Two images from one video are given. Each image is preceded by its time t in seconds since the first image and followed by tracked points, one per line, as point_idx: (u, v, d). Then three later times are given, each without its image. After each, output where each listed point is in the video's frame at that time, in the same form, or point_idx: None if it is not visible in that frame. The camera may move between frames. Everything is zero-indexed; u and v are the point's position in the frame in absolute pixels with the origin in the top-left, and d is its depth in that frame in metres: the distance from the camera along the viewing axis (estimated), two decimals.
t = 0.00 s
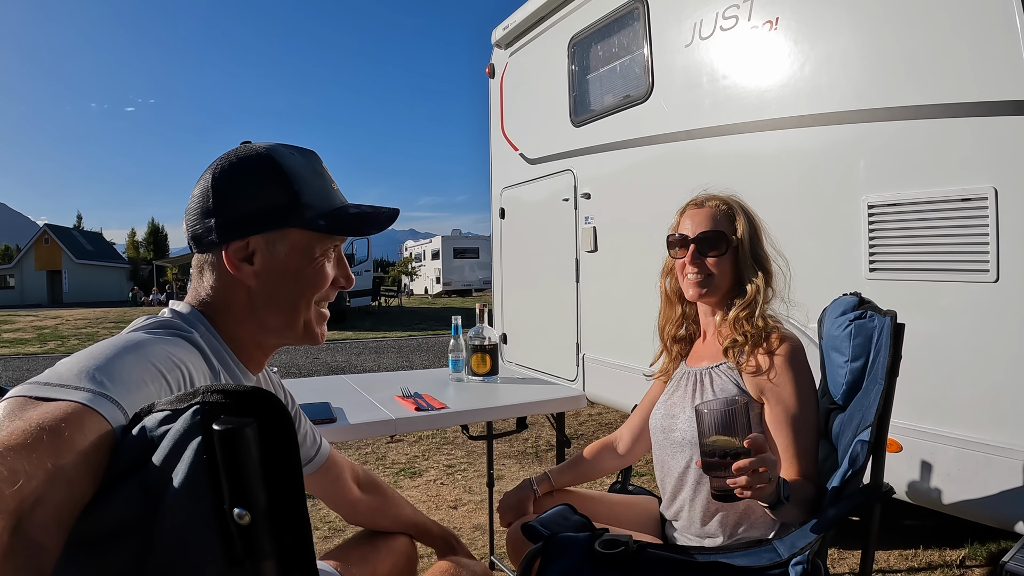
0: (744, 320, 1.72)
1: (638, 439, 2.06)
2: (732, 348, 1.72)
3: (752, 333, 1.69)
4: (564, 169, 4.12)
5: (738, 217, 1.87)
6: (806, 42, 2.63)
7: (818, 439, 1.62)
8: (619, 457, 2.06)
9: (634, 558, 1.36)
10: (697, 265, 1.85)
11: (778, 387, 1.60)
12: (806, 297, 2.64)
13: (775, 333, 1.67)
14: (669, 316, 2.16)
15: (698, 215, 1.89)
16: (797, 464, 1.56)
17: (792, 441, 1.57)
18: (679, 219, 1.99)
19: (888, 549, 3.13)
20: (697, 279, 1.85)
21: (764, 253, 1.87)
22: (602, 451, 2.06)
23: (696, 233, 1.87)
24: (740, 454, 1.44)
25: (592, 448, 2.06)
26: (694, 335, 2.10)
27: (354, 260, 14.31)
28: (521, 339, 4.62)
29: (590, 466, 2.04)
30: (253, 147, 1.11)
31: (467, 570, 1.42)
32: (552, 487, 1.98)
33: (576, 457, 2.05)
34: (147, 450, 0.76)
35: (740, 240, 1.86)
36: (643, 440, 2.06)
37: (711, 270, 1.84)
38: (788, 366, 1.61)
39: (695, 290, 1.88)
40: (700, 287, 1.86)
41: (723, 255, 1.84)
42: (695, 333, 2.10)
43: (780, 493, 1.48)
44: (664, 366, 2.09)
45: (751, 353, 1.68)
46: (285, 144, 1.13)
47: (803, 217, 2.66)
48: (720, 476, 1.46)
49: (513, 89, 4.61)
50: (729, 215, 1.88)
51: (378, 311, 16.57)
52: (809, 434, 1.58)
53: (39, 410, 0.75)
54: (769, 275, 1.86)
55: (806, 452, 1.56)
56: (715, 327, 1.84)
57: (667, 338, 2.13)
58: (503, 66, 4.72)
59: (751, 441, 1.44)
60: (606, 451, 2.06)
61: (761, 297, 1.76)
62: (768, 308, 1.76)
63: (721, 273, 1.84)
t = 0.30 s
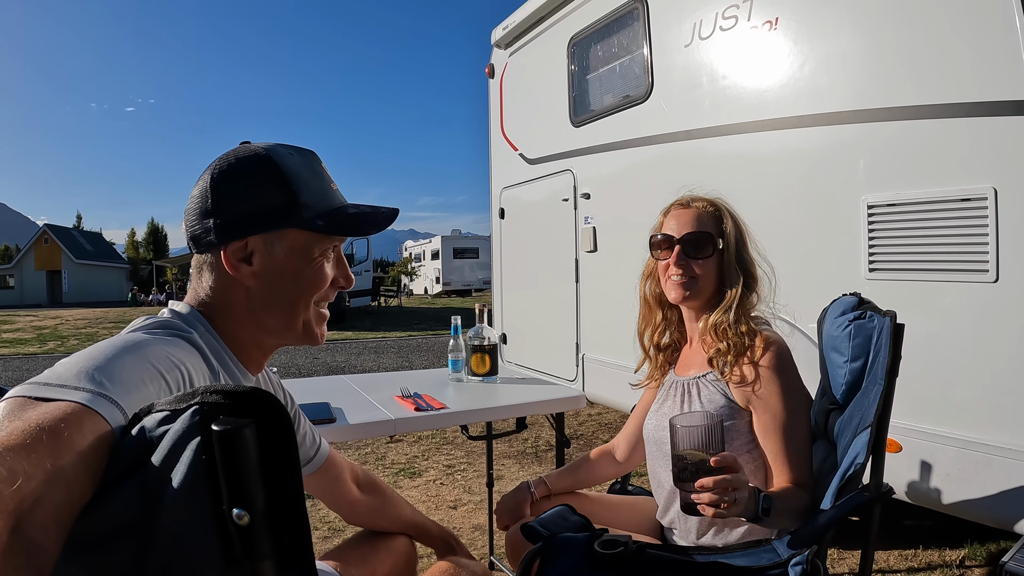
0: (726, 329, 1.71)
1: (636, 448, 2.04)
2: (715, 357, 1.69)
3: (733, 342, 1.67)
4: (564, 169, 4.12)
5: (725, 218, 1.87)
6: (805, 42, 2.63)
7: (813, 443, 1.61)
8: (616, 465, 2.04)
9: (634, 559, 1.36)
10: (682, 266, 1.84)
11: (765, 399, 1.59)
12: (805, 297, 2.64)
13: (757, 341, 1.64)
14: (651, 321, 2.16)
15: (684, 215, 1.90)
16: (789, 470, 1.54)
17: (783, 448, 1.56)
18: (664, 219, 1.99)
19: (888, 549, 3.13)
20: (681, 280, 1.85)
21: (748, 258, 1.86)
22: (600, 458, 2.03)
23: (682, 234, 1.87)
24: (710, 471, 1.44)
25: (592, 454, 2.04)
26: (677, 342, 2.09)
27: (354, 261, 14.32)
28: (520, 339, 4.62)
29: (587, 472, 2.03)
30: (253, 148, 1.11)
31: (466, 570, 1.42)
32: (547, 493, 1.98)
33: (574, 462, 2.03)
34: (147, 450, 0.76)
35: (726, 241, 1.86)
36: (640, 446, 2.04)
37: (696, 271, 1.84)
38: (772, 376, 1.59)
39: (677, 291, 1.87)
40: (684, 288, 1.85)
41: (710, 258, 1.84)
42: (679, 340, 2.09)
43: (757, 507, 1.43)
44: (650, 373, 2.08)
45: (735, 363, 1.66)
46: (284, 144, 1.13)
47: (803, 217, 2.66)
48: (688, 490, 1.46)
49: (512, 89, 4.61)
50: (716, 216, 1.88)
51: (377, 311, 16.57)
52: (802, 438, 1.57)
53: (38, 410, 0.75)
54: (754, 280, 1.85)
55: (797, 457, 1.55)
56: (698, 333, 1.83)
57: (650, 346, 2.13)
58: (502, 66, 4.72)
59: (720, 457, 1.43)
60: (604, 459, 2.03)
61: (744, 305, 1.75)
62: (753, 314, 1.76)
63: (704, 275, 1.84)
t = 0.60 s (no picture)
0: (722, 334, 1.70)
1: (636, 451, 2.03)
2: (711, 363, 1.69)
3: (728, 347, 1.66)
4: (563, 169, 4.12)
5: (725, 224, 1.88)
6: (805, 42, 2.63)
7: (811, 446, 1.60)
8: (616, 468, 2.03)
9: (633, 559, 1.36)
10: (685, 273, 1.81)
11: (760, 405, 1.59)
12: (805, 297, 2.64)
13: (753, 345, 1.64)
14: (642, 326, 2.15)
15: (682, 219, 1.88)
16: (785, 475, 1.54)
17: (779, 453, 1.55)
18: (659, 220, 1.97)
19: (887, 549, 3.13)
20: (683, 288, 1.82)
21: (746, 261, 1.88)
22: (600, 461, 2.03)
23: (683, 238, 1.85)
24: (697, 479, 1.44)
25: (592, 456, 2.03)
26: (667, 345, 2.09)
27: (354, 261, 14.33)
28: (520, 339, 4.62)
29: (587, 474, 2.02)
30: (250, 148, 1.11)
31: (466, 570, 1.42)
32: (547, 494, 1.98)
33: (575, 463, 2.03)
34: (146, 452, 0.75)
35: (728, 247, 1.86)
36: (640, 449, 2.03)
37: (699, 279, 1.81)
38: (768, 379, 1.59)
39: (678, 300, 1.85)
40: (685, 297, 1.83)
41: (711, 265, 1.82)
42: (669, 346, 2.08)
43: (750, 511, 1.43)
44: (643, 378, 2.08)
45: (731, 369, 1.66)
46: (282, 144, 1.13)
47: (802, 217, 2.66)
48: (677, 497, 1.46)
49: (512, 89, 4.61)
50: (714, 219, 1.88)
51: (377, 311, 16.57)
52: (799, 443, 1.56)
53: (38, 411, 0.75)
54: (749, 282, 1.86)
55: (795, 459, 1.54)
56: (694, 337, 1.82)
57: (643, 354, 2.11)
58: (502, 66, 4.72)
59: (703, 464, 1.42)
60: (605, 463, 2.02)
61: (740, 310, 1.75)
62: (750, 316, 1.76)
63: (707, 282, 1.82)
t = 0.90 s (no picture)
0: (717, 342, 1.68)
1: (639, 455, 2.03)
2: (708, 371, 1.68)
3: (725, 355, 1.65)
4: (563, 169, 4.12)
5: (719, 226, 1.87)
6: (805, 42, 2.63)
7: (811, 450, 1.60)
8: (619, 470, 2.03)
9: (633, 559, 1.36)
10: (679, 276, 1.80)
11: (759, 416, 1.57)
12: (804, 297, 2.65)
13: (749, 353, 1.62)
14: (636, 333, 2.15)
15: (676, 221, 1.87)
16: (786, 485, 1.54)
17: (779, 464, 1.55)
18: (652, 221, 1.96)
19: (888, 549, 3.13)
20: (678, 293, 1.82)
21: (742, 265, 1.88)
22: (603, 462, 2.03)
23: (677, 241, 1.84)
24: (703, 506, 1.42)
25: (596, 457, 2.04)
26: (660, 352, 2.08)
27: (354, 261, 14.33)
28: (520, 339, 4.62)
29: (589, 475, 2.02)
30: (248, 147, 1.11)
31: (466, 570, 1.42)
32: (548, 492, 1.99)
33: (578, 463, 2.03)
34: (147, 451, 0.75)
35: (723, 250, 1.85)
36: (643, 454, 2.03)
37: (694, 283, 1.80)
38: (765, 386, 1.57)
39: (672, 305, 1.85)
40: (680, 301, 1.82)
41: (707, 267, 1.81)
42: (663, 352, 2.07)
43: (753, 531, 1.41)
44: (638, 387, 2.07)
45: (727, 378, 1.64)
46: (279, 143, 1.13)
47: (802, 217, 2.67)
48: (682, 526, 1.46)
49: (511, 89, 4.61)
50: (709, 221, 1.87)
51: (377, 311, 16.57)
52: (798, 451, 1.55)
53: (39, 411, 0.75)
54: (745, 286, 1.85)
55: (795, 461, 1.54)
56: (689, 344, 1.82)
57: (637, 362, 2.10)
58: (502, 66, 4.72)
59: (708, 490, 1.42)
60: (608, 464, 2.02)
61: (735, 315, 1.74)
62: (746, 318, 1.74)
63: (703, 287, 1.81)
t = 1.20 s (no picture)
0: (706, 360, 1.65)
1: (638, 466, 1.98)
2: (696, 391, 1.64)
3: (714, 376, 1.61)
4: (563, 169, 4.12)
5: (697, 230, 1.83)
6: (805, 42, 2.63)
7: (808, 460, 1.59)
8: (615, 478, 2.00)
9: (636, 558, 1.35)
10: (651, 283, 1.77)
11: (753, 440, 1.55)
12: (804, 296, 2.65)
13: (740, 374, 1.58)
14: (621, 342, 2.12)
15: (653, 226, 1.84)
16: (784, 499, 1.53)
17: (776, 481, 1.53)
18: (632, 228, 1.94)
19: (887, 549, 3.13)
20: (651, 300, 1.78)
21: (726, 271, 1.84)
22: (600, 470, 2.01)
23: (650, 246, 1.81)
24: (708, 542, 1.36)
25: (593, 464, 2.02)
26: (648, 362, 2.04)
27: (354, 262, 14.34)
28: (520, 339, 4.62)
29: (586, 481, 2.00)
30: (245, 147, 1.11)
31: (465, 570, 1.41)
32: (544, 497, 1.98)
33: (575, 469, 2.01)
34: (146, 451, 0.75)
35: (700, 253, 1.81)
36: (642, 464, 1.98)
37: (667, 290, 1.77)
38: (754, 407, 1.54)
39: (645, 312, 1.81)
40: (653, 309, 1.79)
41: (682, 274, 1.78)
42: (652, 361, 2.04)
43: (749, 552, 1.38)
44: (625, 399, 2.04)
45: (717, 400, 1.61)
46: (277, 142, 1.13)
47: (803, 217, 2.66)
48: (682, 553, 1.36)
49: (511, 89, 4.61)
50: (686, 225, 1.83)
51: (377, 311, 16.57)
52: (796, 464, 1.54)
53: (38, 411, 0.75)
54: (725, 293, 1.80)
55: (795, 463, 1.53)
56: (676, 357, 1.79)
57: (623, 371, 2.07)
58: (502, 66, 4.72)
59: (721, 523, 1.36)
60: (604, 472, 2.00)
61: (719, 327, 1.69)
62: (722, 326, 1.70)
63: (677, 294, 1.77)
